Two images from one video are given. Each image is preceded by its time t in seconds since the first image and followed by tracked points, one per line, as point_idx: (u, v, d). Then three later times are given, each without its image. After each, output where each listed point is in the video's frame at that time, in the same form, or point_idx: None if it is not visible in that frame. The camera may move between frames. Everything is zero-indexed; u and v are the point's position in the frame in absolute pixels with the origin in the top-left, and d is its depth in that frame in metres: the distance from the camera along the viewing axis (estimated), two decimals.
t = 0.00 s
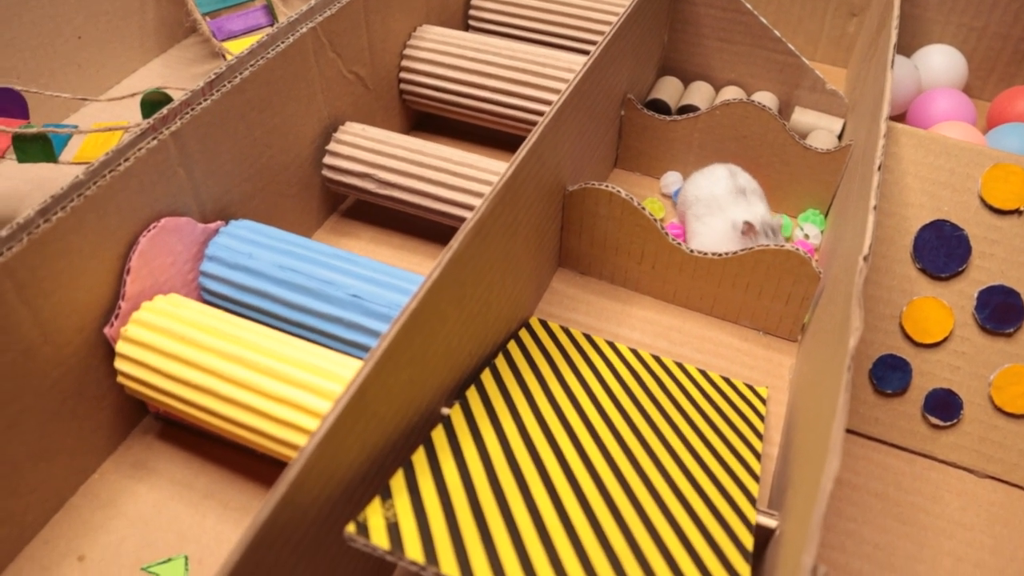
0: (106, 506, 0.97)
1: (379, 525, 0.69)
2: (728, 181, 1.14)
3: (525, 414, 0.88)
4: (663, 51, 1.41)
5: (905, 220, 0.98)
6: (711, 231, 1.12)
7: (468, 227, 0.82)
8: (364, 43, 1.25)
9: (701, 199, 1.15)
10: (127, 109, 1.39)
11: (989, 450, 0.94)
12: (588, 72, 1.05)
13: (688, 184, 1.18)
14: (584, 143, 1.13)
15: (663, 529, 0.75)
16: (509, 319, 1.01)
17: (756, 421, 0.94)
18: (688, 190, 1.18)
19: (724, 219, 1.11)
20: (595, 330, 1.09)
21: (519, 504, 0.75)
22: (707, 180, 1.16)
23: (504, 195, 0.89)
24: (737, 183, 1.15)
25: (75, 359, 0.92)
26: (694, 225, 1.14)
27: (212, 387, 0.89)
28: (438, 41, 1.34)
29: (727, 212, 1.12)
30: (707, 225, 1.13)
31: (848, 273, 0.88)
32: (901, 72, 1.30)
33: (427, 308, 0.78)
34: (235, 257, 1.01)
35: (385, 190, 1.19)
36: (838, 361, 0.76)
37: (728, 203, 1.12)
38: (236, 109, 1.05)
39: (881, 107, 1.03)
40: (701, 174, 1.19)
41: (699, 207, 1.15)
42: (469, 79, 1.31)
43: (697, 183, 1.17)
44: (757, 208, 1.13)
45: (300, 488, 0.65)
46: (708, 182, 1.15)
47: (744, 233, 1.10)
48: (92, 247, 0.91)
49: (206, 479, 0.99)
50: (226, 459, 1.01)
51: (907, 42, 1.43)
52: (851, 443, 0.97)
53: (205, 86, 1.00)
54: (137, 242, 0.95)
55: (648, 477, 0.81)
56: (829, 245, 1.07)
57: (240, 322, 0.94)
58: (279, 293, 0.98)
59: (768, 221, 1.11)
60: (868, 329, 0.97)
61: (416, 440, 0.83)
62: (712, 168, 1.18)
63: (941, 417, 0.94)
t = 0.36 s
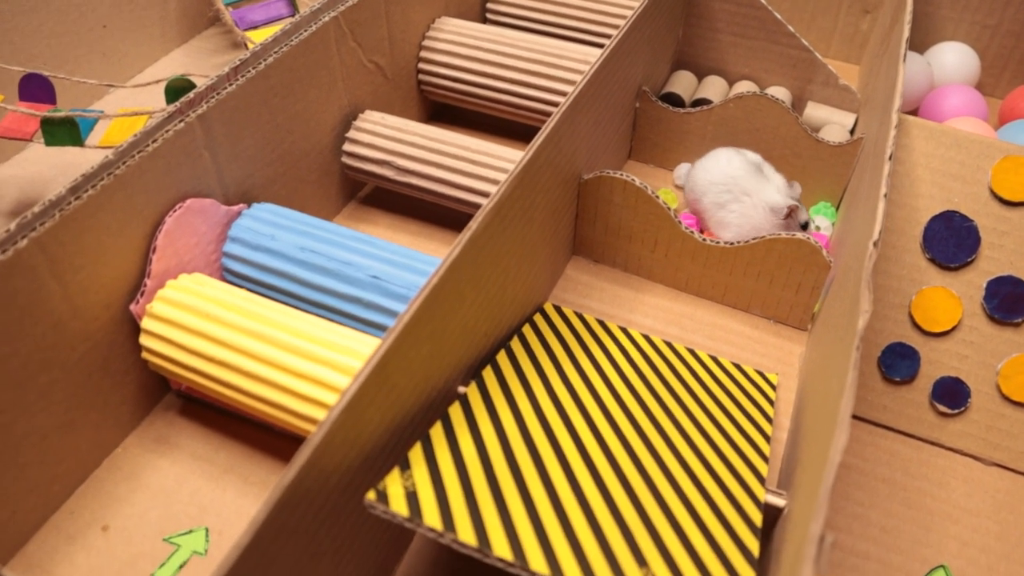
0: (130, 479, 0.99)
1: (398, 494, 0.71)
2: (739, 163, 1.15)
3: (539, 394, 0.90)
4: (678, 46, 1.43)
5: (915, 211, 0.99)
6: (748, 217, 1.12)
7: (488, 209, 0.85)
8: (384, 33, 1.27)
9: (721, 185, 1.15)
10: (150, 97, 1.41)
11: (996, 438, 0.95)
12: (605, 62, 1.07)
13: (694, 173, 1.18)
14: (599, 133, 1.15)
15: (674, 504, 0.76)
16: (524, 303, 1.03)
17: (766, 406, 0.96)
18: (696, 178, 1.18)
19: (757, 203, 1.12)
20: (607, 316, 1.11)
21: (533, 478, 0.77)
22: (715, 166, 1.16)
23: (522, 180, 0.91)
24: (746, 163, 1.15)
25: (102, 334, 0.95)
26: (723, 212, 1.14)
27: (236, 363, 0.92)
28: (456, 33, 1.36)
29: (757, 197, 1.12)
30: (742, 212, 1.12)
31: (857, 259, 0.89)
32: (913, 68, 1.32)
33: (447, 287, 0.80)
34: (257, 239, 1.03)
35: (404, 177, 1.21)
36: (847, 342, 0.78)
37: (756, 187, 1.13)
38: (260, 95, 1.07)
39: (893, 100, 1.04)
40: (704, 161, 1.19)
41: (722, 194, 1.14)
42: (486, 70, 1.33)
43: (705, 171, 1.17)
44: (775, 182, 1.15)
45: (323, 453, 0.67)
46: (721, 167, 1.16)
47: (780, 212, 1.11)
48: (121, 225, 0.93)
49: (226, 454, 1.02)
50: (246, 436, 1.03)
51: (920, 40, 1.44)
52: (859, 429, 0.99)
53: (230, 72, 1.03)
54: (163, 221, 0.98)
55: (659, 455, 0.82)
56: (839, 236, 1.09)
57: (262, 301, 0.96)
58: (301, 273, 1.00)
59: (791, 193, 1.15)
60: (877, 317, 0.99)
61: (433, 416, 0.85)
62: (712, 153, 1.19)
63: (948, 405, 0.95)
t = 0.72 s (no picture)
0: (152, 453, 1.02)
1: (417, 464, 0.73)
2: (764, 155, 1.17)
3: (554, 375, 0.92)
4: (693, 40, 1.45)
5: (925, 202, 1.01)
6: (794, 197, 1.12)
7: (506, 191, 0.87)
8: (403, 24, 1.29)
9: (758, 175, 1.15)
10: (173, 84, 1.44)
11: (1003, 426, 0.97)
12: (621, 53, 1.09)
13: (722, 174, 1.18)
14: (615, 123, 1.17)
15: (685, 480, 0.78)
16: (539, 289, 1.05)
17: (776, 391, 0.98)
18: (724, 177, 1.18)
19: (798, 183, 1.13)
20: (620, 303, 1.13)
21: (548, 453, 0.78)
22: (741, 163, 1.17)
23: (539, 165, 0.93)
24: (771, 153, 1.17)
25: (127, 311, 0.98)
26: (768, 199, 1.13)
27: (258, 340, 0.94)
28: (474, 25, 1.38)
29: (796, 178, 1.13)
30: (787, 193, 1.13)
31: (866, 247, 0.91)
32: (925, 64, 1.33)
33: (465, 266, 0.82)
34: (279, 221, 1.06)
35: (421, 164, 1.24)
36: (855, 325, 0.79)
37: (792, 169, 1.14)
38: (283, 81, 1.10)
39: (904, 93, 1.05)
40: (725, 163, 1.20)
41: (761, 183, 1.14)
42: (503, 62, 1.35)
43: (732, 169, 1.17)
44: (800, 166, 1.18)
45: (346, 422, 0.69)
46: (749, 160, 1.16)
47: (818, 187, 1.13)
48: (147, 205, 0.96)
49: (245, 431, 1.04)
50: (265, 414, 1.06)
51: (934, 37, 1.45)
52: (867, 416, 1.00)
53: (255, 58, 1.06)
54: (188, 203, 1.00)
55: (671, 435, 0.84)
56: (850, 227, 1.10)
57: (284, 281, 0.98)
58: (321, 255, 1.02)
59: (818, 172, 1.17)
60: (886, 306, 1.00)
61: (451, 394, 0.87)
62: (730, 154, 1.20)
63: (956, 393, 0.97)
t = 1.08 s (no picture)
0: (173, 430, 1.04)
1: (435, 437, 0.75)
2: (773, 148, 1.16)
3: (568, 358, 0.94)
4: (707, 35, 1.46)
5: (935, 194, 1.02)
6: (828, 167, 1.15)
7: (523, 176, 0.89)
8: (422, 15, 1.31)
9: (788, 169, 1.14)
10: (194, 73, 1.47)
11: (1010, 416, 0.98)
12: (637, 44, 1.11)
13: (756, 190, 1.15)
14: (629, 114, 1.18)
15: (697, 461, 0.80)
16: (553, 275, 1.07)
17: (785, 377, 0.99)
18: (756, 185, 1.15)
19: (819, 156, 1.14)
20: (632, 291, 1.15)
21: (562, 431, 0.80)
22: (762, 168, 1.15)
23: (555, 151, 0.95)
24: (776, 142, 1.17)
25: (151, 290, 1.00)
26: (804, 187, 1.14)
27: (279, 319, 0.97)
28: (492, 18, 1.40)
29: (815, 151, 1.14)
30: (822, 168, 1.14)
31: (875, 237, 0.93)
32: (937, 61, 1.34)
33: (484, 247, 0.84)
34: (300, 205, 1.08)
35: (439, 153, 1.26)
36: (863, 309, 0.81)
37: (808, 146, 1.15)
38: (304, 69, 1.12)
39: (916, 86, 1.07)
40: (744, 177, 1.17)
41: (796, 174, 1.14)
42: (520, 55, 1.37)
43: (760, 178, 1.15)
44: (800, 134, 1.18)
45: (367, 393, 0.71)
46: (769, 160, 1.15)
47: (835, 145, 1.16)
48: (172, 186, 0.98)
49: (264, 409, 1.06)
50: (284, 393, 1.08)
51: (947, 35, 1.46)
52: (875, 404, 1.02)
53: (278, 46, 1.08)
54: (211, 185, 1.03)
55: (682, 417, 0.86)
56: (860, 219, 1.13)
57: (304, 263, 1.01)
58: (341, 239, 1.05)
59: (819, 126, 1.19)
60: (896, 296, 1.02)
61: (467, 373, 0.89)
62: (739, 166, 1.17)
63: (964, 382, 0.98)
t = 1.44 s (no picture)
0: (194, 408, 1.07)
1: (452, 413, 0.77)
2: (802, 152, 1.16)
3: (582, 341, 0.96)
4: (721, 31, 1.48)
5: (945, 187, 1.04)
6: (859, 142, 1.17)
7: (540, 162, 0.91)
8: (441, 7, 1.34)
9: (823, 165, 1.16)
10: (216, 63, 1.50)
11: (1017, 405, 0.99)
12: (652, 37, 1.13)
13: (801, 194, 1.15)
14: (644, 106, 1.20)
15: (707, 440, 0.81)
16: (567, 262, 1.09)
17: (796, 365, 1.01)
18: (796, 187, 1.15)
19: (845, 135, 1.16)
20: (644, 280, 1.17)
21: (576, 409, 0.82)
22: (800, 174, 1.15)
23: (572, 139, 0.97)
24: (799, 143, 1.17)
25: (175, 270, 1.03)
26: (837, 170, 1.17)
27: (299, 300, 0.99)
28: (508, 11, 1.42)
29: (840, 133, 1.16)
30: (854, 147, 1.16)
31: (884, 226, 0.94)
32: (949, 58, 1.36)
33: (502, 230, 0.86)
34: (320, 190, 1.10)
35: (456, 143, 1.29)
36: (871, 294, 0.83)
37: (832, 137, 1.16)
38: (326, 57, 1.15)
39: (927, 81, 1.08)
40: (783, 186, 1.16)
41: (831, 165, 1.16)
42: (536, 48, 1.39)
43: (801, 183, 1.15)
44: (817, 122, 1.19)
45: (388, 368, 0.73)
46: (803, 166, 1.15)
47: (856, 118, 1.17)
48: (197, 169, 1.01)
49: (283, 390, 1.09)
50: (302, 375, 1.11)
51: (959, 33, 1.48)
52: (883, 393, 1.03)
53: (301, 34, 1.10)
54: (234, 169, 1.06)
55: (694, 399, 0.88)
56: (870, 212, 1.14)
57: (325, 246, 1.03)
58: (360, 223, 1.07)
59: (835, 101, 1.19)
60: (905, 287, 1.03)
61: (483, 354, 0.91)
62: (775, 177, 1.16)
63: (972, 372, 1.00)
